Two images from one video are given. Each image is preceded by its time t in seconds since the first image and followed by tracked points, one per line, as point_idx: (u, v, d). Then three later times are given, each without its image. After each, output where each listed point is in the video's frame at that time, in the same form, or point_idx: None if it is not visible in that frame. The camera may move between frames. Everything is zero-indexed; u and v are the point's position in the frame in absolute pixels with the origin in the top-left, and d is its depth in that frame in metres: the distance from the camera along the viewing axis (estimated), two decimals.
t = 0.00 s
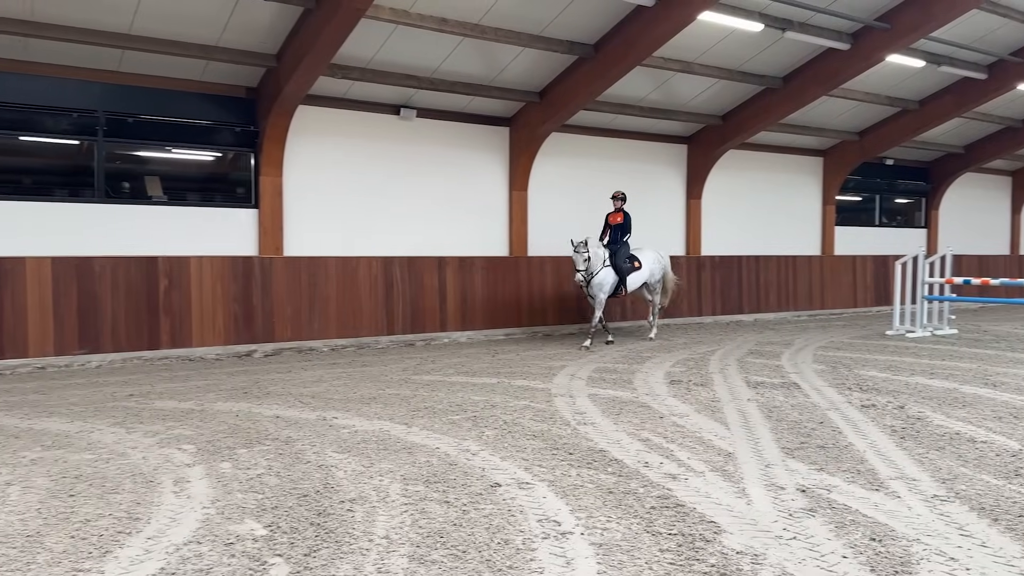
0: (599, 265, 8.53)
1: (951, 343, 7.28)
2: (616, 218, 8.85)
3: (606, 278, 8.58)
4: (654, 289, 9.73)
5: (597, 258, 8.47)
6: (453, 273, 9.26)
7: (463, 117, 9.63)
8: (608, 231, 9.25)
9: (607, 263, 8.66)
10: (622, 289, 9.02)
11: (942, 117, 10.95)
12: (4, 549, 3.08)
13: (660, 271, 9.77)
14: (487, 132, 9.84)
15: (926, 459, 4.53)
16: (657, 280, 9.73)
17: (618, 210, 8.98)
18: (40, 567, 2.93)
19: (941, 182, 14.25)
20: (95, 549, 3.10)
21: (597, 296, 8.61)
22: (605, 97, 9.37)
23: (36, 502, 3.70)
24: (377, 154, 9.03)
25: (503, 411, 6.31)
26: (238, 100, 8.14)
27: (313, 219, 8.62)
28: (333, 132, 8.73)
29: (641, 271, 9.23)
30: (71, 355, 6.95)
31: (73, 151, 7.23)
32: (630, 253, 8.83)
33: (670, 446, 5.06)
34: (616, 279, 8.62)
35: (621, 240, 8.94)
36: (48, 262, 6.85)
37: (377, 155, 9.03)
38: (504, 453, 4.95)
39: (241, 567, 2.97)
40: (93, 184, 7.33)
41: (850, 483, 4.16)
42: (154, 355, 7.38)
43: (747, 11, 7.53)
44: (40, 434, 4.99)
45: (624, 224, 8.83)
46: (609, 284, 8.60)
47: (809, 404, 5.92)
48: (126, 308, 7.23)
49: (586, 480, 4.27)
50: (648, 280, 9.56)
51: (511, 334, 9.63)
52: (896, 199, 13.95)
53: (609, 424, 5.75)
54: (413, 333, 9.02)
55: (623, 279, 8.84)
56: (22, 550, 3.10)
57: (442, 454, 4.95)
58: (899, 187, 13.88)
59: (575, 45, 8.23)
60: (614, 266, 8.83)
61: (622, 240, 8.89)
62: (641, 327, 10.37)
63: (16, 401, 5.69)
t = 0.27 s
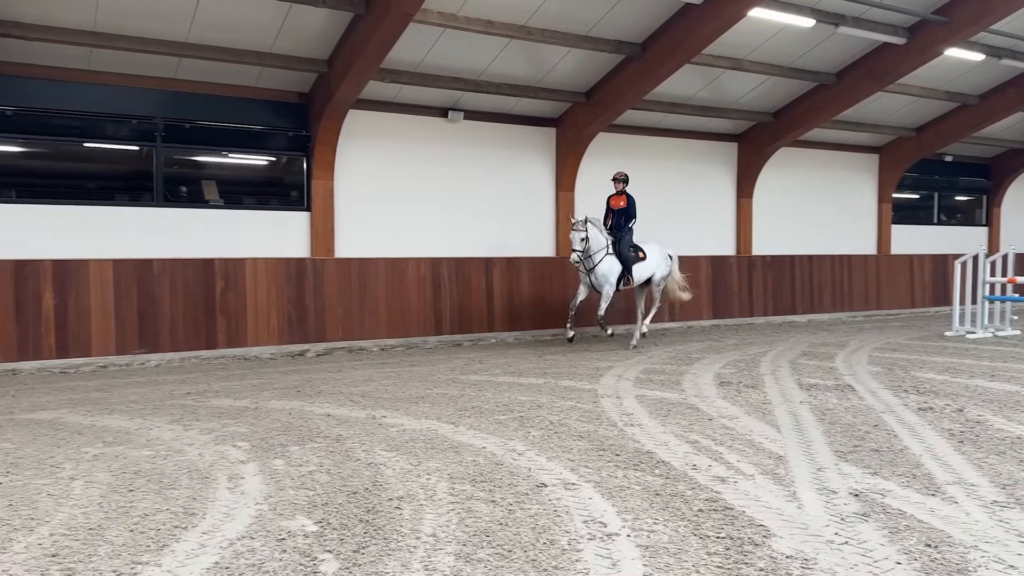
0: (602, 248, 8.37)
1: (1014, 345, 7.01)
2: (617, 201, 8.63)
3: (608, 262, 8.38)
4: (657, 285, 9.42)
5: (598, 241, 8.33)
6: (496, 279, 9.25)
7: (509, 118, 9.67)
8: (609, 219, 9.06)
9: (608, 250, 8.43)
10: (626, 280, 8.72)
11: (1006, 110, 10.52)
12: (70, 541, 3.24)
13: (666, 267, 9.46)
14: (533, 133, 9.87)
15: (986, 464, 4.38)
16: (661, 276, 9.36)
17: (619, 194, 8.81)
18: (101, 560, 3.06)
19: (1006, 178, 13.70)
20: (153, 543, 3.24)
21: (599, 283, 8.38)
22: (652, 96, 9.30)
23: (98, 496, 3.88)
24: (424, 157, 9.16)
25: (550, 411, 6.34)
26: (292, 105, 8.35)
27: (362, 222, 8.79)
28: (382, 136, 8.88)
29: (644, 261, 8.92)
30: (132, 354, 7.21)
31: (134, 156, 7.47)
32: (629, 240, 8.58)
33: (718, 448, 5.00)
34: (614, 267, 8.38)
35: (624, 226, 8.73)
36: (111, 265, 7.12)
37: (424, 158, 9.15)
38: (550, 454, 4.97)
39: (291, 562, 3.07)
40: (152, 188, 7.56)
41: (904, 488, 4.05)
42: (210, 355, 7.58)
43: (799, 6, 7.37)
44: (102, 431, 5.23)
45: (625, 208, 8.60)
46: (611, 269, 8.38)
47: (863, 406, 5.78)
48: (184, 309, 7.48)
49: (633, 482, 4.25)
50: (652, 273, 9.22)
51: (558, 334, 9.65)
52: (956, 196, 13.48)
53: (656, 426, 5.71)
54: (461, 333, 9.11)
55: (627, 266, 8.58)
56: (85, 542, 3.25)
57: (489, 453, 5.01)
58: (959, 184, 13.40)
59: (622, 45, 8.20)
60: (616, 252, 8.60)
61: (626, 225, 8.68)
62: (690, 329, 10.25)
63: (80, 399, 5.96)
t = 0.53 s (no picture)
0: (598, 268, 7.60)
1: None
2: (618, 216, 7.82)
3: (606, 283, 7.67)
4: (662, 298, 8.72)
5: (596, 261, 7.57)
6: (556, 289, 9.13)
7: (559, 118, 9.62)
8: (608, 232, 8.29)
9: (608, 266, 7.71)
10: (625, 297, 8.06)
11: None
12: (133, 534, 3.39)
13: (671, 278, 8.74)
14: (583, 132, 9.81)
15: None
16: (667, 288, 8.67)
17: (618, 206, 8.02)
18: (162, 553, 3.19)
19: None
20: (211, 537, 3.37)
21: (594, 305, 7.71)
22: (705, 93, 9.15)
23: (160, 491, 4.06)
24: (475, 159, 9.19)
25: (601, 413, 6.30)
26: (346, 109, 8.47)
27: (415, 224, 8.87)
28: (432, 137, 8.93)
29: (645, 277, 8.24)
30: (194, 353, 7.42)
31: (196, 160, 7.67)
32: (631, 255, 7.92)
33: (773, 452, 4.88)
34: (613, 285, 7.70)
35: (625, 240, 8.01)
36: (174, 266, 7.34)
37: (475, 160, 9.19)
38: (600, 455, 4.95)
39: (343, 558, 3.14)
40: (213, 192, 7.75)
41: (968, 494, 3.88)
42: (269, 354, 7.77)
43: None
44: (165, 428, 5.45)
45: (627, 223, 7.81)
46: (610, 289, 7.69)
47: (926, 410, 5.56)
48: (243, 309, 7.66)
49: (684, 486, 4.19)
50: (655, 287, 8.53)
51: (609, 335, 9.59)
52: None
53: (709, 429, 5.62)
54: (512, 333, 9.14)
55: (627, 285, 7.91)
56: (147, 535, 3.40)
57: (538, 454, 5.02)
58: None
59: (674, 42, 8.09)
60: (615, 270, 7.89)
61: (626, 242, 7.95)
62: (746, 330, 10.04)
63: (144, 397, 6.23)
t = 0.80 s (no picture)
0: (605, 249, 7.38)
1: None
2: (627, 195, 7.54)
3: (615, 265, 7.44)
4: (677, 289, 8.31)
5: (602, 241, 7.36)
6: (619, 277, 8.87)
7: (624, 116, 9.48)
8: (620, 215, 8.04)
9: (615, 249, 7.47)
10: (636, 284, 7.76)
11: None
12: (208, 526, 3.55)
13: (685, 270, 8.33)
14: (649, 130, 9.64)
15: None
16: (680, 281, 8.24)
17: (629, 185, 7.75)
18: (235, 544, 3.33)
19: None
20: (281, 531, 3.50)
21: (604, 290, 7.44)
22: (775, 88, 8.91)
23: (233, 484, 4.24)
24: (540, 159, 9.14)
25: (666, 415, 6.21)
26: (412, 111, 8.54)
27: (479, 224, 8.90)
28: (497, 138, 8.92)
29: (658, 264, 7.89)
30: (268, 350, 7.63)
31: (270, 163, 7.86)
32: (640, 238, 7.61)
33: (845, 457, 4.70)
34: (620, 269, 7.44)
35: (635, 224, 7.71)
36: (248, 267, 7.56)
37: (540, 159, 9.15)
38: (665, 458, 4.88)
39: (408, 554, 3.21)
40: (285, 194, 7.94)
41: None
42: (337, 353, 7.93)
43: None
44: (239, 423, 5.69)
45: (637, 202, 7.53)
46: (618, 272, 7.44)
47: (1011, 416, 5.27)
48: (314, 309, 7.83)
49: (752, 491, 4.08)
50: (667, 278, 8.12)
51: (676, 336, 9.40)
52: None
53: (779, 433, 5.46)
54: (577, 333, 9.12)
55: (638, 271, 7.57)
56: (221, 527, 3.56)
57: (602, 455, 4.99)
58: None
59: (743, 37, 7.91)
60: (625, 255, 7.61)
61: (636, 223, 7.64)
62: (820, 331, 9.71)
63: (221, 393, 6.52)
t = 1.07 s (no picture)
0: (612, 259, 6.43)
1: None
2: (640, 208, 6.73)
3: (621, 277, 6.47)
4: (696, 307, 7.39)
5: (610, 251, 6.41)
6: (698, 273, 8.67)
7: (701, 111, 9.24)
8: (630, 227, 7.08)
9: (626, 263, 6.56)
10: (648, 304, 6.83)
11: None
12: (291, 517, 3.69)
13: (706, 284, 7.45)
14: (729, 126, 9.37)
15: None
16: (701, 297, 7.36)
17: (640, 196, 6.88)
18: (318, 535, 3.45)
19: None
20: (361, 523, 3.59)
21: (604, 303, 6.50)
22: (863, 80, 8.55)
23: (315, 477, 4.39)
24: (617, 156, 9.02)
25: (747, 418, 6.03)
26: (489, 112, 8.57)
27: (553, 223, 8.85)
28: (573, 136, 8.84)
29: (673, 280, 6.99)
30: (349, 348, 7.83)
31: (351, 166, 8.05)
32: (655, 252, 6.69)
33: (937, 465, 4.47)
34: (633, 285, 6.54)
35: (649, 237, 6.79)
36: (331, 268, 7.77)
37: (617, 157, 9.02)
38: (745, 462, 4.74)
39: (484, 550, 3.25)
40: (366, 195, 8.12)
41: None
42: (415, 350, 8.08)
43: None
44: (321, 417, 5.88)
45: (654, 215, 6.70)
46: (625, 287, 6.50)
47: None
48: (393, 308, 7.99)
49: (837, 497, 3.93)
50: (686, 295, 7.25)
51: (756, 338, 8.98)
52: None
53: (866, 438, 5.23)
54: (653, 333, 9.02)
55: (650, 288, 6.68)
56: (304, 518, 3.69)
57: (679, 457, 4.90)
58: None
59: (830, 29, 7.64)
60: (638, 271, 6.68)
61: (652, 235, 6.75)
62: (911, 334, 9.23)
63: (306, 387, 6.77)
